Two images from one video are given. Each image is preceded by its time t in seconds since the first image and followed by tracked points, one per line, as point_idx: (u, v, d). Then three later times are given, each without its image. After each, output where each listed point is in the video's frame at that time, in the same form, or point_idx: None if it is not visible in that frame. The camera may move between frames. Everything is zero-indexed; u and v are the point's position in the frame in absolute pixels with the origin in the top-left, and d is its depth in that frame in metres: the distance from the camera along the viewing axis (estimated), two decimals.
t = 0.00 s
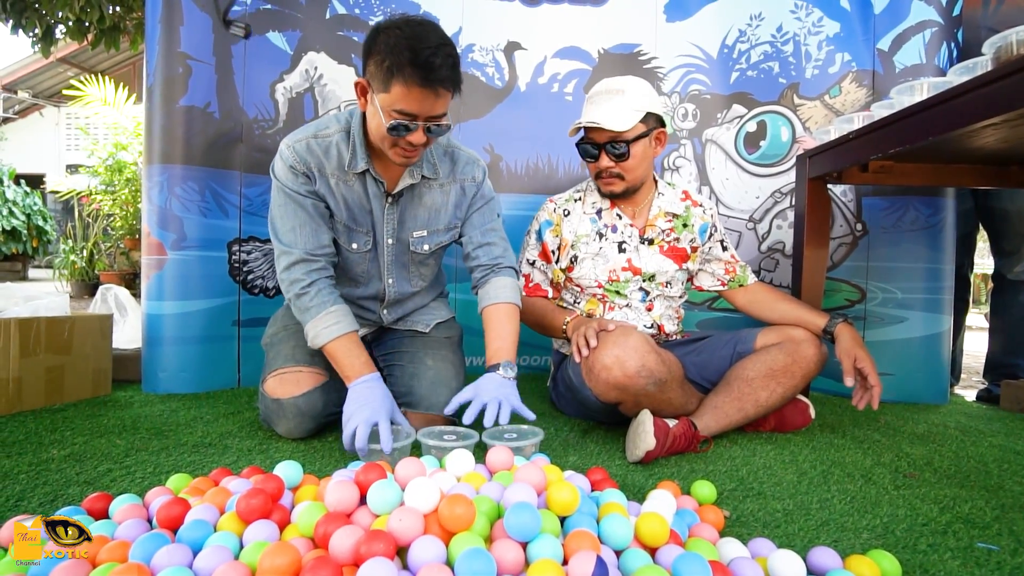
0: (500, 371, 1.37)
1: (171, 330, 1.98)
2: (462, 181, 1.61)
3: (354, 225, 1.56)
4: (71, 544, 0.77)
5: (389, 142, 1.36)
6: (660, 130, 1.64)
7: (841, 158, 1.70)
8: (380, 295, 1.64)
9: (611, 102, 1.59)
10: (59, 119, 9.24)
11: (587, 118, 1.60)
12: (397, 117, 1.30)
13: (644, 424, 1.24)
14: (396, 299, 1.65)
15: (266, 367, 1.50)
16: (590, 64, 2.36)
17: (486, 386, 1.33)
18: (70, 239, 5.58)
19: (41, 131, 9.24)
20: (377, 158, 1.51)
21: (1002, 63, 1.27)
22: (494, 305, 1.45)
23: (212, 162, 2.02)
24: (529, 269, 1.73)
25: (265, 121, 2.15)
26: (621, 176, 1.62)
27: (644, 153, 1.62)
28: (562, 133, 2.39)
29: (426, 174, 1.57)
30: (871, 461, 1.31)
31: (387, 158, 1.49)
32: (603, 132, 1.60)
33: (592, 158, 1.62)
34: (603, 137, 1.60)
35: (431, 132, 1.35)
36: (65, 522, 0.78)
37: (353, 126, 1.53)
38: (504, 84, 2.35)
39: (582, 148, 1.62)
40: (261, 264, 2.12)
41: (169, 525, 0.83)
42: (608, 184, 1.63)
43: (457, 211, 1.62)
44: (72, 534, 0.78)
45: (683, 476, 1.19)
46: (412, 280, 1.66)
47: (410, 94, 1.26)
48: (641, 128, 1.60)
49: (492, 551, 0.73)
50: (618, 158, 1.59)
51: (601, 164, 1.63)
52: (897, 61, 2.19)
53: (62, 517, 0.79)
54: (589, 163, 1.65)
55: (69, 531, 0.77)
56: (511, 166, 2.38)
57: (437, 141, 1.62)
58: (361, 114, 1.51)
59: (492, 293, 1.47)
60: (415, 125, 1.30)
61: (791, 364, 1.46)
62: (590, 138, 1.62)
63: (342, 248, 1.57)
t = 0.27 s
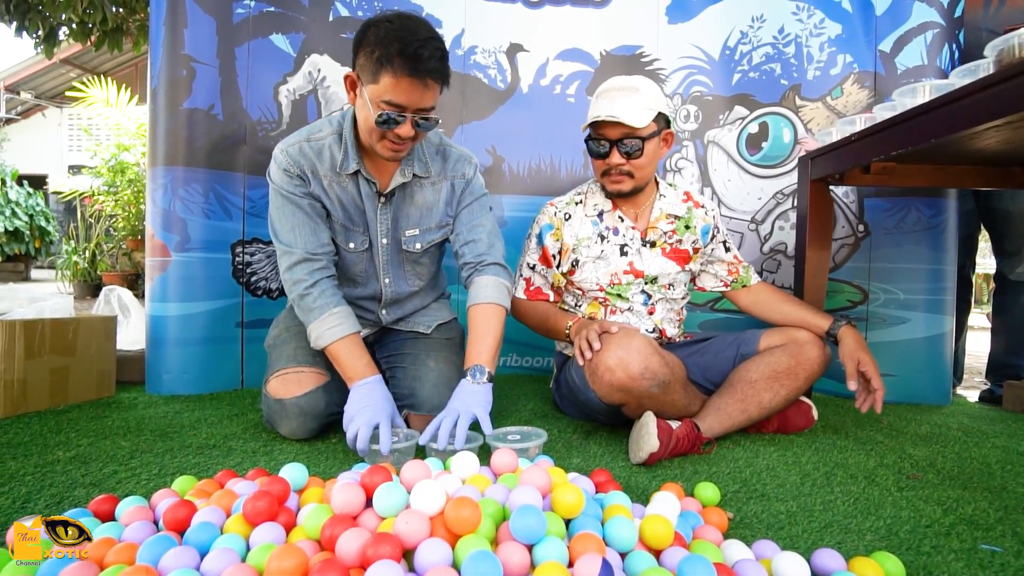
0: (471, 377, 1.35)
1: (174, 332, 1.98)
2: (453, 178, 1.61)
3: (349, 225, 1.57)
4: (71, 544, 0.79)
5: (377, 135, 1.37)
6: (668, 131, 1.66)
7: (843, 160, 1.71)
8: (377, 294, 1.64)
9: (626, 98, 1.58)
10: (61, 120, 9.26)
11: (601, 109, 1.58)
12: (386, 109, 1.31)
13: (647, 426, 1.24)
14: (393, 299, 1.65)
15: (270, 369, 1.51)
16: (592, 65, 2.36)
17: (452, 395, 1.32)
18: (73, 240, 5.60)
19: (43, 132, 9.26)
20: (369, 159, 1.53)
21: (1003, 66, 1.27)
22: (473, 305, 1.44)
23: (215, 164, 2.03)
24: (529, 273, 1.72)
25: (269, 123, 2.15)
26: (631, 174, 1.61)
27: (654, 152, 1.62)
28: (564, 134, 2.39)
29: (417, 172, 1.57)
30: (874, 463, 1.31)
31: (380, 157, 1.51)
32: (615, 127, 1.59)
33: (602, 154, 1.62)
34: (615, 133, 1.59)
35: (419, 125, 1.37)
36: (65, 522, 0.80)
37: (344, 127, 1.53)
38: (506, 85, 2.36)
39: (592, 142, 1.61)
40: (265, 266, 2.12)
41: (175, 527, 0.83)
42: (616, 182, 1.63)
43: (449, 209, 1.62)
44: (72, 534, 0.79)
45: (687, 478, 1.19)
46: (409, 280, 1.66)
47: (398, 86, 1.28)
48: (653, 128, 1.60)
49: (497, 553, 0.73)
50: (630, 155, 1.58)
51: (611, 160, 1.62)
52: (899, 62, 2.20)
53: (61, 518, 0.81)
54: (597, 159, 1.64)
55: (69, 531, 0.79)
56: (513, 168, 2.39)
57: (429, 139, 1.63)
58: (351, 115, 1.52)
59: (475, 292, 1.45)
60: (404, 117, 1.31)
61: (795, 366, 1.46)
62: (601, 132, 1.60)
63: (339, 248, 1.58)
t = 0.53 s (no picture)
0: (459, 347, 1.45)
1: (177, 331, 1.99)
2: (443, 164, 1.68)
3: (338, 210, 1.61)
4: (73, 544, 0.79)
5: (367, 116, 1.46)
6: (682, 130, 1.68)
7: (844, 161, 1.72)
8: (368, 280, 1.67)
9: (647, 86, 1.62)
10: (63, 121, 9.26)
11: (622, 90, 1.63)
12: (374, 90, 1.40)
13: (649, 425, 1.25)
14: (383, 285, 1.67)
15: (273, 369, 1.51)
16: (593, 66, 2.37)
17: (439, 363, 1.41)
18: (75, 240, 5.62)
19: (45, 132, 9.27)
20: (358, 144, 1.60)
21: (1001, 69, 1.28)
22: (462, 284, 1.52)
23: (218, 164, 2.04)
24: (533, 262, 1.65)
25: (271, 124, 2.16)
26: (635, 162, 1.63)
27: (663, 146, 1.63)
28: (566, 135, 2.40)
29: (406, 156, 1.64)
30: (873, 462, 1.32)
31: (368, 141, 1.58)
32: (629, 110, 1.63)
33: (611, 137, 1.64)
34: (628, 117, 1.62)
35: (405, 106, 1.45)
36: (65, 521, 0.80)
37: (335, 117, 1.62)
38: (508, 86, 2.37)
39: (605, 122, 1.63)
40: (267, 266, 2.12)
41: (182, 525, 0.84)
42: (622, 168, 1.65)
43: (439, 194, 1.68)
44: (73, 534, 0.79)
45: (687, 477, 1.20)
46: (401, 266, 1.70)
47: (383, 66, 1.37)
48: (667, 120, 1.61)
49: (500, 550, 0.74)
50: (638, 143, 1.60)
51: (618, 144, 1.64)
52: (900, 63, 2.20)
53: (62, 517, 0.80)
54: (606, 142, 1.66)
55: (70, 530, 0.79)
56: (515, 168, 2.39)
57: (418, 128, 1.70)
58: (341, 105, 1.60)
59: (464, 274, 1.54)
60: (390, 96, 1.40)
61: (795, 365, 1.47)
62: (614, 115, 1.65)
63: (326, 233, 1.62)
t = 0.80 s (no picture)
0: (416, 365, 1.34)
1: (180, 332, 2.01)
2: (427, 165, 1.68)
3: (320, 201, 1.63)
4: (71, 544, 0.78)
5: (374, 108, 1.51)
6: (680, 140, 1.65)
7: (843, 162, 1.73)
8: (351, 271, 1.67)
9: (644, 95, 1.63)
10: (65, 121, 9.27)
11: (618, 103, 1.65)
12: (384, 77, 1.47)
13: (648, 425, 1.26)
14: (367, 276, 1.68)
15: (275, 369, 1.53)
16: (593, 67, 2.38)
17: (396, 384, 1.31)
18: (76, 240, 5.63)
19: (46, 132, 9.29)
20: (348, 141, 1.64)
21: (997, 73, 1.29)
22: (419, 293, 1.46)
23: (221, 165, 2.05)
24: (534, 253, 1.71)
25: (273, 125, 2.17)
26: (625, 168, 1.64)
27: (654, 155, 1.62)
28: (566, 136, 2.41)
29: (391, 154, 1.65)
30: (871, 462, 1.33)
31: (357, 136, 1.62)
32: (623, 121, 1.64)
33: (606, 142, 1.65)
34: (621, 124, 1.63)
35: (409, 94, 1.53)
36: (65, 521, 0.79)
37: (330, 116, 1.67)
38: (509, 87, 2.38)
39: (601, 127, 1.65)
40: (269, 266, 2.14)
41: (187, 523, 0.85)
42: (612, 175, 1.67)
43: (417, 194, 1.67)
44: (73, 534, 0.79)
45: (686, 476, 1.21)
46: (383, 259, 1.70)
47: (393, 54, 1.47)
48: (662, 128, 1.61)
49: (501, 548, 0.75)
50: (628, 148, 1.61)
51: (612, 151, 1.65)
52: (899, 65, 2.20)
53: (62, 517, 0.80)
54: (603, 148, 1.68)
55: (69, 530, 0.79)
56: (516, 169, 2.40)
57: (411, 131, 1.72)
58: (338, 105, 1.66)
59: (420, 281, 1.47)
60: (401, 82, 1.48)
61: (795, 368, 1.49)
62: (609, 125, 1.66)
63: (309, 223, 1.63)
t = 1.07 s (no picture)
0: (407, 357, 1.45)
1: (184, 334, 2.02)
2: (422, 165, 1.70)
3: (316, 194, 1.66)
4: (71, 544, 0.81)
5: (388, 103, 1.56)
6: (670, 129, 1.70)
7: (843, 165, 1.74)
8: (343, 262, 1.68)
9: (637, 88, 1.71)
10: (66, 122, 9.28)
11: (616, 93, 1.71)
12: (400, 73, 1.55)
13: (649, 427, 1.27)
14: (358, 267, 1.68)
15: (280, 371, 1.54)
16: (595, 70, 2.40)
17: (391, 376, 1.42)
18: (79, 242, 5.66)
19: (48, 133, 9.31)
20: (348, 138, 1.69)
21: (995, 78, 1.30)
22: (409, 289, 1.52)
23: (225, 169, 2.07)
24: (534, 252, 1.72)
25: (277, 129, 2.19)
26: (620, 155, 1.69)
27: (646, 141, 1.67)
28: (567, 138, 2.43)
29: (389, 151, 1.68)
30: (870, 463, 1.34)
31: (357, 131, 1.67)
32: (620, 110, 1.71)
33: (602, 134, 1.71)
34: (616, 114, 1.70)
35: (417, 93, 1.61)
36: (65, 522, 0.83)
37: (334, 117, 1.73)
38: (510, 90, 2.39)
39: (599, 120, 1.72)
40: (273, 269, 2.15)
41: (197, 524, 0.87)
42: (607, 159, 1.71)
43: (411, 192, 1.68)
44: (73, 534, 0.82)
45: (688, 478, 1.23)
46: (376, 254, 1.71)
47: (408, 52, 1.56)
48: (652, 116, 1.67)
49: (506, 548, 0.77)
50: (621, 135, 1.67)
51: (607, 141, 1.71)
52: (898, 68, 2.21)
53: (62, 518, 0.83)
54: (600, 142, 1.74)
55: (69, 530, 0.82)
56: (517, 172, 2.42)
57: (410, 133, 1.75)
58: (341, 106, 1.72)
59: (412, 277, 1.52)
60: (415, 78, 1.56)
61: (795, 369, 1.51)
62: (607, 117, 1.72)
63: (304, 215, 1.65)
